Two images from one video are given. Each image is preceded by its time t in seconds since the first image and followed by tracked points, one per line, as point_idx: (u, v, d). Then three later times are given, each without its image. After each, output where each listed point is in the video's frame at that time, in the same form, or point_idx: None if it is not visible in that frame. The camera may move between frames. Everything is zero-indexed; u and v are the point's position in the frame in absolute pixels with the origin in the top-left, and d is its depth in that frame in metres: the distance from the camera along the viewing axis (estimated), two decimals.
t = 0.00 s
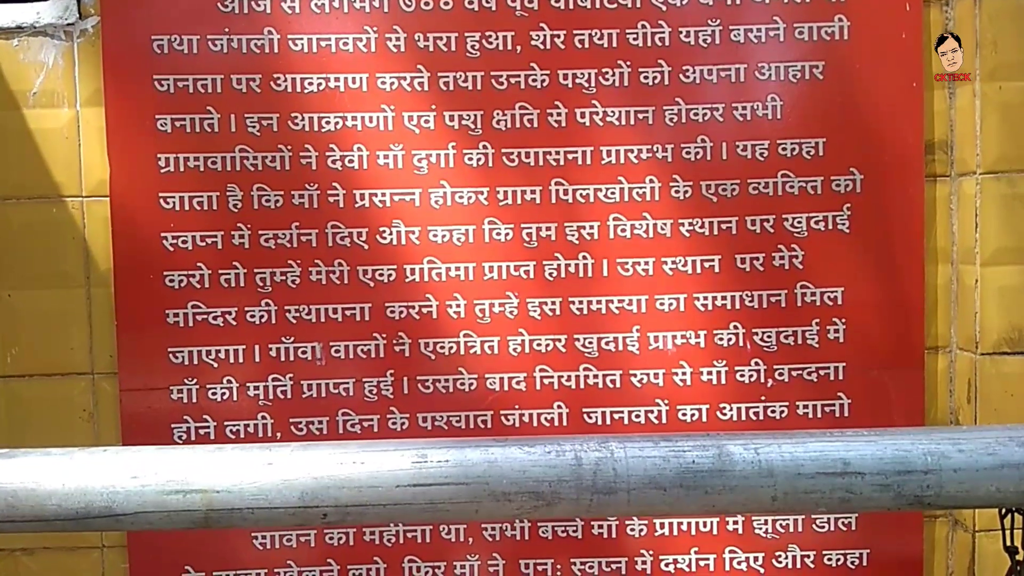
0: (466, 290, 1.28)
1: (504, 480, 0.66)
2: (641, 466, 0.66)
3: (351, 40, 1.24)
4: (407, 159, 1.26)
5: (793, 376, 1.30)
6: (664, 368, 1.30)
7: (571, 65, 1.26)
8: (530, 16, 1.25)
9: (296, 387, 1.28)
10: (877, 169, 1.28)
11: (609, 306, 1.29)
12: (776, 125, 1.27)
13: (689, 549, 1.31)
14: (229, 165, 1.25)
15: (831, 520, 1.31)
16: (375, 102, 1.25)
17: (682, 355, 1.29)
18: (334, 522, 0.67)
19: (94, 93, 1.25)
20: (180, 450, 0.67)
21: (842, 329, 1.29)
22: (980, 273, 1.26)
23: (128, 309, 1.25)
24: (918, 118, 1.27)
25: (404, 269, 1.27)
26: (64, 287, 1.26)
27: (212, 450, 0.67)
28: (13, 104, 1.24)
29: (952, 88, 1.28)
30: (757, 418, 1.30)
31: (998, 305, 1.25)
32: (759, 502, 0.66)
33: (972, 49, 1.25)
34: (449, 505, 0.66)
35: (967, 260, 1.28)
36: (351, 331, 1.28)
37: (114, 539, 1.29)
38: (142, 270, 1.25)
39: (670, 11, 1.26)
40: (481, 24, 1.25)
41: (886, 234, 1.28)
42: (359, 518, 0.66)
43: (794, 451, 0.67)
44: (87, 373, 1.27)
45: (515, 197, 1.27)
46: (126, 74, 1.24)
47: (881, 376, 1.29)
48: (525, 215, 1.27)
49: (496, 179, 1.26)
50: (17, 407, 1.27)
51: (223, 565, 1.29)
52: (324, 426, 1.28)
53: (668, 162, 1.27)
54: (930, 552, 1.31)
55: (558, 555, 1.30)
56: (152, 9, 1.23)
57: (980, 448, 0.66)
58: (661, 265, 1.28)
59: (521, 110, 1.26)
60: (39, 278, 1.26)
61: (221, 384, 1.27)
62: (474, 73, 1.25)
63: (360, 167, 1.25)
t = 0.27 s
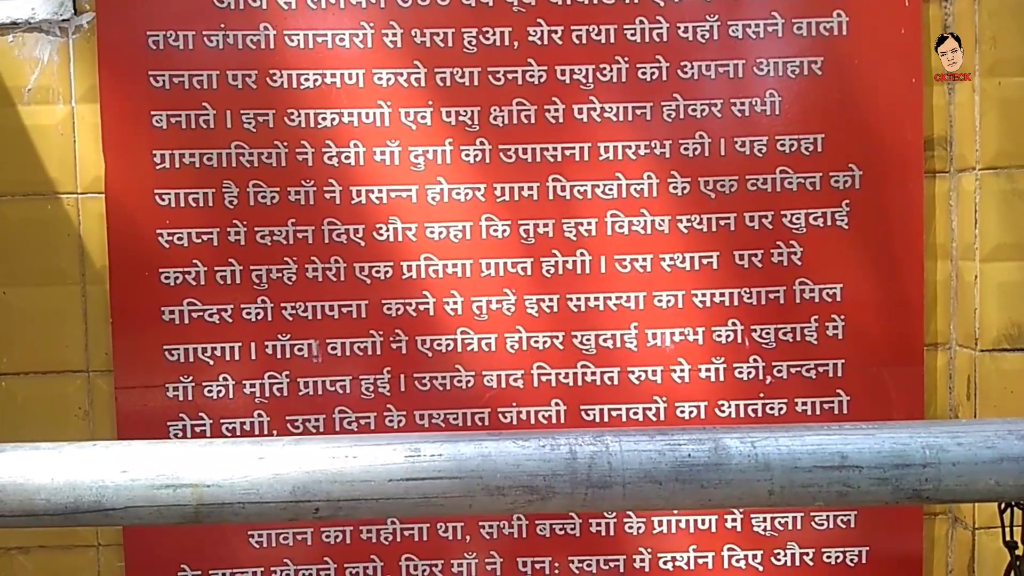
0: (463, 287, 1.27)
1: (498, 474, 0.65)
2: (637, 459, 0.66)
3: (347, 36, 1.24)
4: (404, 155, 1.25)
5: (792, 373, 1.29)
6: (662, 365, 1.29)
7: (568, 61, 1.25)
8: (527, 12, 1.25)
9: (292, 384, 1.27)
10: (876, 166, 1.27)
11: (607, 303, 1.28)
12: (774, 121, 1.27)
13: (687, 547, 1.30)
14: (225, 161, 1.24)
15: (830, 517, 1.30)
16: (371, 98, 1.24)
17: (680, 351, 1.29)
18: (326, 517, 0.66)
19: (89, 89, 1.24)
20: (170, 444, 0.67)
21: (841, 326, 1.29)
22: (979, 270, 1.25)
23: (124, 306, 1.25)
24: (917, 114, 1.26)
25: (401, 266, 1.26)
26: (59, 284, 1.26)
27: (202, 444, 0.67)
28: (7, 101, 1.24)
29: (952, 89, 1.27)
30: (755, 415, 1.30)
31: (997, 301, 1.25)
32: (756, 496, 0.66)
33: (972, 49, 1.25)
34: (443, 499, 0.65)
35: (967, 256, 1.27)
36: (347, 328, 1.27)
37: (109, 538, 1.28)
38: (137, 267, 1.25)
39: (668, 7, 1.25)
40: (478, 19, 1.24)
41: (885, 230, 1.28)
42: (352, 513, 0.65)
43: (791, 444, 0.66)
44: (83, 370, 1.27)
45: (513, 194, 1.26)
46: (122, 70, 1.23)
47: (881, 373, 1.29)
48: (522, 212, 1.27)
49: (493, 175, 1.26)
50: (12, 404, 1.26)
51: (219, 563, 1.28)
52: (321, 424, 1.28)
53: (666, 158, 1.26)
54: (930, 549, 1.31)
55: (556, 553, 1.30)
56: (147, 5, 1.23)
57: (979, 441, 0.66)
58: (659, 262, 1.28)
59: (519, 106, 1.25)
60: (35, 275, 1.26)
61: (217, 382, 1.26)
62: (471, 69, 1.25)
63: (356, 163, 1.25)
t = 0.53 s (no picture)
0: (458, 280, 1.26)
1: (487, 461, 0.64)
2: (628, 446, 0.65)
3: (341, 27, 1.23)
4: (399, 147, 1.24)
5: (790, 367, 1.28)
6: (659, 359, 1.28)
7: (564, 52, 1.24)
8: (523, 2, 1.24)
9: (286, 378, 1.26)
10: (874, 158, 1.26)
11: (603, 296, 1.27)
12: (772, 113, 1.26)
13: (684, 542, 1.29)
14: (218, 153, 1.23)
15: (828, 513, 1.29)
16: (366, 90, 1.23)
17: (677, 345, 1.28)
18: (312, 505, 0.65)
19: (81, 81, 1.23)
20: (153, 431, 0.66)
21: (839, 319, 1.28)
22: (978, 262, 1.24)
23: (116, 298, 1.24)
24: (916, 106, 1.25)
25: (396, 259, 1.26)
26: (50, 276, 1.25)
27: (185, 431, 0.66)
28: None
29: (951, 89, 1.26)
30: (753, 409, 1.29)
31: (996, 294, 1.24)
32: (750, 484, 0.65)
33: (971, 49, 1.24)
34: (431, 486, 0.64)
35: (966, 249, 1.26)
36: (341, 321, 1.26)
37: (101, 533, 1.27)
38: (130, 260, 1.24)
39: None
40: (473, 10, 1.24)
41: (884, 223, 1.27)
42: (338, 500, 0.64)
43: (785, 431, 0.65)
44: (74, 363, 1.26)
45: (508, 186, 1.25)
46: (114, 61, 1.22)
47: (879, 367, 1.28)
48: (518, 204, 1.26)
49: (489, 168, 1.25)
50: (2, 397, 1.25)
51: (212, 558, 1.27)
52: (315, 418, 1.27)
53: (663, 151, 1.26)
54: (929, 545, 1.29)
55: (552, 548, 1.29)
56: None
57: (978, 428, 0.65)
58: (656, 255, 1.27)
59: (514, 98, 1.24)
60: (26, 268, 1.25)
61: (211, 376, 1.25)
62: (466, 61, 1.24)
63: (351, 156, 1.24)
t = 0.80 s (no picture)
0: (454, 273, 1.25)
1: (478, 449, 0.63)
2: (623, 434, 0.63)
3: (336, 17, 1.21)
4: (394, 138, 1.23)
5: (789, 361, 1.27)
6: (657, 353, 1.27)
7: (561, 43, 1.23)
8: None
9: (280, 372, 1.25)
10: (874, 150, 1.25)
11: (601, 290, 1.26)
12: (771, 105, 1.25)
13: (682, 537, 1.28)
14: (212, 144, 1.22)
15: (827, 508, 1.28)
16: (361, 80, 1.22)
17: (675, 339, 1.27)
18: (300, 494, 0.64)
19: (73, 71, 1.22)
20: (137, 418, 0.64)
21: (839, 313, 1.27)
22: (979, 256, 1.23)
23: (108, 291, 1.23)
24: (917, 98, 1.24)
25: (391, 252, 1.24)
26: (41, 268, 1.23)
27: (170, 418, 0.64)
28: None
29: (952, 90, 1.25)
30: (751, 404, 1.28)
31: (997, 288, 1.23)
32: (747, 473, 0.63)
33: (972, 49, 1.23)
34: (421, 475, 0.63)
35: (967, 242, 1.25)
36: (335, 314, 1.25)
37: (93, 528, 1.26)
38: (122, 251, 1.22)
39: None
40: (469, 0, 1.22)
41: (885, 216, 1.26)
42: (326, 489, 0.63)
43: (784, 419, 0.64)
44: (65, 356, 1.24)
45: (505, 178, 1.24)
46: (106, 51, 1.21)
47: (878, 361, 1.27)
48: (515, 196, 1.24)
49: (485, 159, 1.24)
50: None
51: (205, 553, 1.26)
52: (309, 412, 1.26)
53: (661, 142, 1.24)
54: (929, 541, 1.28)
55: (549, 544, 1.27)
56: None
57: (980, 416, 0.64)
58: (654, 248, 1.26)
59: (511, 89, 1.23)
60: (17, 259, 1.23)
61: (203, 369, 1.24)
62: (462, 51, 1.22)
63: (345, 147, 1.23)
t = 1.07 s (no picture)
0: (446, 264, 1.24)
1: (466, 434, 0.61)
2: (614, 418, 0.62)
3: (326, 4, 1.20)
4: (385, 127, 1.21)
5: (784, 351, 1.26)
6: (651, 344, 1.25)
7: (554, 30, 1.22)
8: None
9: (270, 363, 1.23)
10: (870, 138, 1.24)
11: (595, 280, 1.25)
12: (766, 93, 1.23)
13: (676, 530, 1.27)
14: (200, 133, 1.21)
15: (823, 500, 1.27)
16: (351, 69, 1.20)
17: (669, 330, 1.25)
18: (281, 481, 0.62)
19: (60, 60, 1.20)
20: (114, 403, 0.63)
21: (835, 303, 1.25)
22: (977, 245, 1.23)
23: (95, 282, 1.21)
24: (914, 85, 1.23)
25: (383, 242, 1.23)
26: (28, 259, 1.22)
27: (148, 403, 0.62)
28: None
29: (950, 90, 1.24)
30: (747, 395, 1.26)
31: (995, 277, 1.22)
32: (741, 457, 0.62)
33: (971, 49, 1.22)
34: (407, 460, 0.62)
35: (964, 232, 1.24)
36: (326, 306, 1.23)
37: (82, 522, 1.25)
38: (109, 242, 1.21)
39: None
40: None
41: (880, 205, 1.24)
42: (309, 476, 0.62)
43: (778, 402, 0.62)
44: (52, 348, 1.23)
45: (498, 168, 1.22)
46: (93, 38, 1.19)
47: (875, 352, 1.26)
48: (507, 186, 1.23)
49: (477, 148, 1.22)
50: None
51: (194, 547, 1.25)
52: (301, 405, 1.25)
53: (655, 131, 1.23)
54: (925, 533, 1.27)
55: (542, 537, 1.26)
56: None
57: (979, 398, 0.62)
58: (648, 238, 1.24)
59: (503, 77, 1.22)
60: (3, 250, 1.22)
61: (192, 361, 1.23)
62: (454, 39, 1.21)
63: (336, 136, 1.21)
